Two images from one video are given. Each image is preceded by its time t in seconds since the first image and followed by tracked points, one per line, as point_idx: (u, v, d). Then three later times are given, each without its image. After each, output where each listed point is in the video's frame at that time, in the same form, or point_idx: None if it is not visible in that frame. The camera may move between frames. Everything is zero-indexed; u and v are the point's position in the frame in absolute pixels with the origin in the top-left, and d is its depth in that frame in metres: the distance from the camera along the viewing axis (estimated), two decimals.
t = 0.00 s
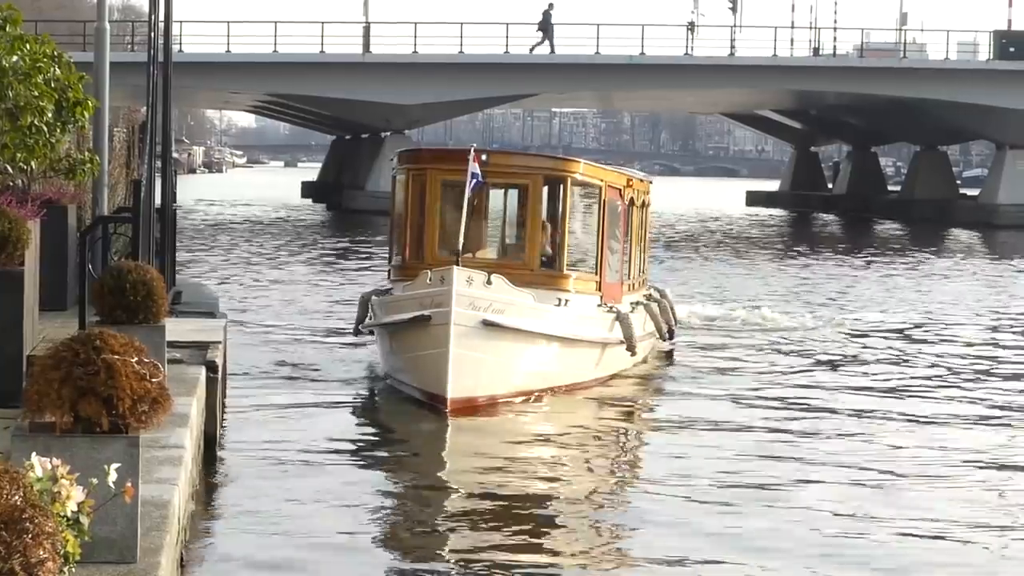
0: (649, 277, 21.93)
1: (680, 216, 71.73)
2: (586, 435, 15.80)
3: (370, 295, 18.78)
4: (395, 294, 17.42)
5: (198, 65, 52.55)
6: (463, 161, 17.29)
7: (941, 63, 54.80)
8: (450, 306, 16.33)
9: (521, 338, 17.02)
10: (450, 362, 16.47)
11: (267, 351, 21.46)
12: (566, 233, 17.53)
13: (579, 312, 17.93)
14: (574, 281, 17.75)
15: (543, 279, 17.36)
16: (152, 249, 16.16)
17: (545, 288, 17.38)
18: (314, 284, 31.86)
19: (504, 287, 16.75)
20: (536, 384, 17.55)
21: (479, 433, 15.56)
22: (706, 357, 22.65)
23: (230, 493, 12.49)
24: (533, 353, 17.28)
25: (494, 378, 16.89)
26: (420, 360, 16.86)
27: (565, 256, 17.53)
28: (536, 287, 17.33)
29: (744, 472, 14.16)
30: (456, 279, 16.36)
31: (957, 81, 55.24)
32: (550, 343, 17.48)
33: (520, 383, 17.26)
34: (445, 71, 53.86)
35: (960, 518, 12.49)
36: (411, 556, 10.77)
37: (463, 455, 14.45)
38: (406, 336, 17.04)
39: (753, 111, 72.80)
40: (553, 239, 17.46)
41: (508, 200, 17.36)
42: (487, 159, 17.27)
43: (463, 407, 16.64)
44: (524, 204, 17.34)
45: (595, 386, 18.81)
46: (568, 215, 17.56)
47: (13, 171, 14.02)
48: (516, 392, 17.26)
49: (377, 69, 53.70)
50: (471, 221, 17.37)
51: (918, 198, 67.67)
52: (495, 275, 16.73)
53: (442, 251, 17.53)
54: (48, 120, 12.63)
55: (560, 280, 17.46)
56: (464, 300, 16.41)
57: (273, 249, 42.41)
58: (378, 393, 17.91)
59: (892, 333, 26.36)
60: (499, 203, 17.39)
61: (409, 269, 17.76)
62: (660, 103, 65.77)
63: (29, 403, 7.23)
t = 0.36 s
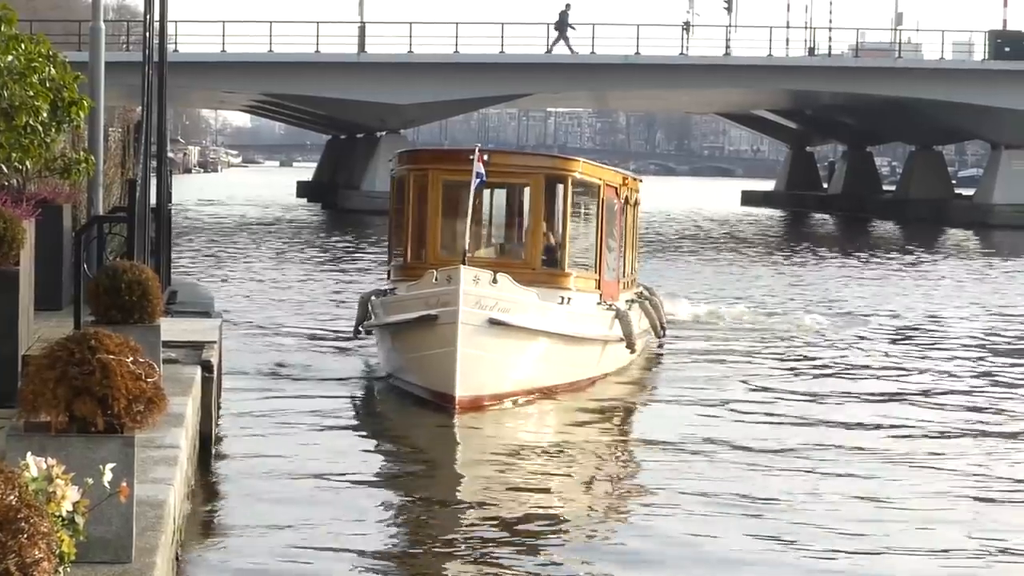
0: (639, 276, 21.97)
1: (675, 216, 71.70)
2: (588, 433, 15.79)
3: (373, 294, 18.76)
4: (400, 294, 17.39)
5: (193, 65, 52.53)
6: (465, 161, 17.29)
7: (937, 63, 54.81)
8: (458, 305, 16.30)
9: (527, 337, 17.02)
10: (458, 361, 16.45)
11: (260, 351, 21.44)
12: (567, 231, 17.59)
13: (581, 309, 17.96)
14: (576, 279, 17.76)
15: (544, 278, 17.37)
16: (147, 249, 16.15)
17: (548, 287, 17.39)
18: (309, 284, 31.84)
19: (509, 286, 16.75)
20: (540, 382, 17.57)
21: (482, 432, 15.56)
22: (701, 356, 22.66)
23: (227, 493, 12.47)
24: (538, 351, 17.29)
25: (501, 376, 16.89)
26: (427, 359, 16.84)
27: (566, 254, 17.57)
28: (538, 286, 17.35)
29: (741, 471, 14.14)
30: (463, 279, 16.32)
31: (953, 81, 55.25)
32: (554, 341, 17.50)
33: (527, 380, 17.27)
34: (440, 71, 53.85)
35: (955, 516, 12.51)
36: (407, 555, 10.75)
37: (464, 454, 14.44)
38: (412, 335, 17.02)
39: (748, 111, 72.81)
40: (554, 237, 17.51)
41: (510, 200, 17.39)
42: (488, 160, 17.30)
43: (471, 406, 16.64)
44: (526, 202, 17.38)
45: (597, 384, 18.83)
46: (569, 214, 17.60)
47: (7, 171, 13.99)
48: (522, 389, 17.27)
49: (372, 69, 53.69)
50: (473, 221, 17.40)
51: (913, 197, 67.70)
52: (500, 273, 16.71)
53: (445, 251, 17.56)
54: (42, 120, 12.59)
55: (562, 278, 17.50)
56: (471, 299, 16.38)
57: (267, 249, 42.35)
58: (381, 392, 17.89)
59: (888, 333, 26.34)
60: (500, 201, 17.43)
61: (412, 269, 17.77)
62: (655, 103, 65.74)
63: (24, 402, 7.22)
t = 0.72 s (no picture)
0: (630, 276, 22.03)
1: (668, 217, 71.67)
2: (584, 431, 15.84)
3: (370, 294, 18.82)
4: (402, 294, 17.45)
5: (185, 65, 52.51)
6: (468, 161, 17.37)
7: (930, 63, 54.84)
8: (464, 305, 16.39)
9: (530, 336, 17.13)
10: (463, 360, 16.54)
11: (254, 351, 21.43)
12: (566, 231, 17.69)
13: (582, 308, 18.07)
14: (576, 279, 17.87)
15: (544, 277, 17.50)
16: (139, 249, 16.15)
17: (548, 286, 17.54)
18: (302, 284, 31.84)
19: (513, 285, 16.85)
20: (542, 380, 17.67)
21: (482, 430, 15.60)
22: (693, 356, 22.67)
23: (220, 494, 12.47)
24: (540, 350, 17.39)
25: (505, 374, 16.98)
26: (431, 358, 16.91)
27: (566, 253, 17.69)
28: (540, 285, 17.49)
29: (733, 470, 14.16)
30: (468, 278, 16.42)
31: (946, 81, 55.28)
32: (554, 340, 17.60)
33: (529, 380, 17.36)
34: (433, 70, 53.85)
35: (949, 517, 12.52)
36: (399, 554, 10.77)
37: (463, 453, 14.48)
38: (416, 334, 17.09)
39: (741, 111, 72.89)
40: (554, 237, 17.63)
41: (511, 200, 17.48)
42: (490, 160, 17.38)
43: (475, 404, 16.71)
44: (525, 202, 17.48)
45: (596, 382, 18.92)
46: (569, 214, 17.72)
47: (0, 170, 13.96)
48: (525, 388, 17.36)
49: (364, 69, 53.71)
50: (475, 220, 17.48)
51: (905, 197, 67.74)
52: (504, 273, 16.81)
53: (446, 250, 17.63)
54: (35, 119, 12.51)
55: (562, 277, 17.62)
56: (476, 299, 16.47)
57: (259, 248, 42.27)
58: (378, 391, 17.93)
59: (882, 332, 26.35)
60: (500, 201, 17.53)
61: (412, 268, 17.84)
62: (648, 103, 65.74)
63: (16, 403, 7.25)
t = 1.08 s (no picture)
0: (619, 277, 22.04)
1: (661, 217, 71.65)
2: (587, 432, 15.83)
3: (370, 294, 18.81)
4: (405, 293, 17.44)
5: (177, 64, 52.48)
6: (470, 161, 17.44)
7: (923, 63, 54.89)
8: (471, 305, 16.39)
9: (534, 333, 17.16)
10: (470, 360, 16.54)
11: (247, 351, 21.41)
12: (567, 231, 17.80)
13: (582, 307, 18.13)
14: (575, 278, 17.95)
15: (545, 276, 17.58)
16: (132, 248, 16.14)
17: (550, 285, 17.62)
18: (295, 283, 31.82)
19: (518, 284, 16.88)
20: (544, 380, 17.70)
21: (486, 431, 15.59)
22: (687, 356, 22.67)
23: (213, 493, 12.46)
24: (542, 349, 17.43)
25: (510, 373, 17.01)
26: (437, 358, 16.91)
27: (567, 253, 17.79)
28: (541, 284, 17.56)
29: (727, 470, 14.15)
30: (475, 278, 16.42)
31: (939, 80, 55.33)
32: (556, 339, 17.67)
33: (532, 378, 17.39)
34: (426, 70, 53.85)
35: (943, 517, 12.52)
36: (394, 555, 10.76)
37: (466, 453, 14.47)
38: (421, 333, 17.09)
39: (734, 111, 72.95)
40: (555, 236, 17.74)
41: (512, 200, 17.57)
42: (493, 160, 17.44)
43: (481, 403, 16.72)
44: (527, 201, 17.60)
45: (594, 381, 18.94)
46: (569, 213, 17.80)
47: None
48: (527, 388, 17.40)
49: (357, 68, 53.70)
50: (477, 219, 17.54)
51: (898, 197, 67.82)
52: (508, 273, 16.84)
53: (448, 249, 17.68)
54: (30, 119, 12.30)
55: (562, 277, 17.70)
56: (483, 298, 16.48)
57: (252, 248, 42.19)
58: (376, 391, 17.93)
59: (874, 331, 26.37)
60: (502, 200, 17.62)
61: (413, 267, 17.85)
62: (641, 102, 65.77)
63: (10, 403, 7.25)
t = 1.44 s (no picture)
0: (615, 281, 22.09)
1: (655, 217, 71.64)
2: (591, 432, 15.88)
3: (370, 293, 18.83)
4: (409, 293, 17.48)
5: (173, 65, 52.49)
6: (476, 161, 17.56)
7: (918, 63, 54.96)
8: (481, 304, 16.45)
9: (539, 332, 17.27)
10: (479, 360, 16.58)
11: (242, 351, 21.40)
12: (569, 230, 17.99)
13: (586, 306, 18.27)
14: (577, 278, 18.11)
15: (548, 276, 17.77)
16: (126, 248, 16.11)
17: (552, 285, 17.78)
18: (290, 284, 31.83)
19: (525, 284, 16.97)
20: (548, 379, 17.80)
21: (491, 432, 15.62)
22: (681, 355, 22.70)
23: (211, 493, 12.47)
24: (547, 347, 17.54)
25: (515, 373, 17.09)
26: (442, 357, 16.95)
27: (569, 253, 17.97)
28: (545, 283, 17.74)
29: (720, 469, 14.18)
30: (484, 277, 16.47)
31: (934, 80, 55.35)
32: (560, 338, 17.79)
33: (537, 377, 17.49)
34: (421, 70, 53.87)
35: (939, 516, 12.54)
36: (391, 555, 10.76)
37: (471, 454, 14.48)
38: (426, 332, 17.12)
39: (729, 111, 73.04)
40: (557, 236, 17.92)
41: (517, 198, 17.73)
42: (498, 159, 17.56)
43: (489, 402, 16.78)
44: (532, 201, 17.77)
45: (594, 381, 19.03)
46: (572, 213, 17.96)
47: None
48: (532, 387, 17.48)
49: (352, 69, 53.73)
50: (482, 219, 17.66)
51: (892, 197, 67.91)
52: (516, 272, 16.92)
53: (452, 249, 17.77)
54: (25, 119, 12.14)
55: (564, 276, 17.87)
56: (493, 297, 16.55)
57: (246, 248, 42.15)
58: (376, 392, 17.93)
59: (869, 331, 26.39)
60: (506, 200, 17.77)
61: (416, 267, 17.91)
62: (637, 102, 65.95)
63: (3, 403, 7.23)
